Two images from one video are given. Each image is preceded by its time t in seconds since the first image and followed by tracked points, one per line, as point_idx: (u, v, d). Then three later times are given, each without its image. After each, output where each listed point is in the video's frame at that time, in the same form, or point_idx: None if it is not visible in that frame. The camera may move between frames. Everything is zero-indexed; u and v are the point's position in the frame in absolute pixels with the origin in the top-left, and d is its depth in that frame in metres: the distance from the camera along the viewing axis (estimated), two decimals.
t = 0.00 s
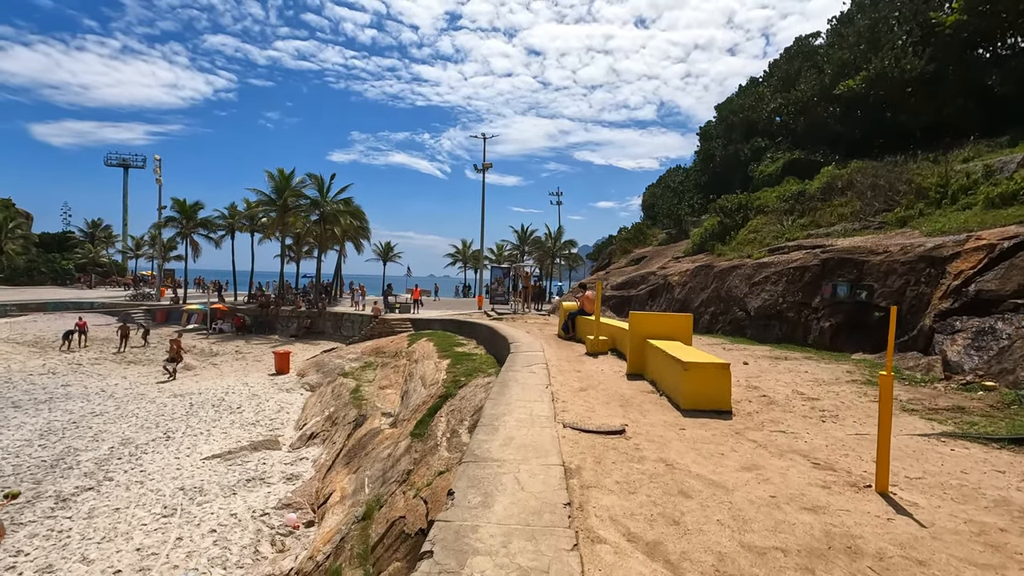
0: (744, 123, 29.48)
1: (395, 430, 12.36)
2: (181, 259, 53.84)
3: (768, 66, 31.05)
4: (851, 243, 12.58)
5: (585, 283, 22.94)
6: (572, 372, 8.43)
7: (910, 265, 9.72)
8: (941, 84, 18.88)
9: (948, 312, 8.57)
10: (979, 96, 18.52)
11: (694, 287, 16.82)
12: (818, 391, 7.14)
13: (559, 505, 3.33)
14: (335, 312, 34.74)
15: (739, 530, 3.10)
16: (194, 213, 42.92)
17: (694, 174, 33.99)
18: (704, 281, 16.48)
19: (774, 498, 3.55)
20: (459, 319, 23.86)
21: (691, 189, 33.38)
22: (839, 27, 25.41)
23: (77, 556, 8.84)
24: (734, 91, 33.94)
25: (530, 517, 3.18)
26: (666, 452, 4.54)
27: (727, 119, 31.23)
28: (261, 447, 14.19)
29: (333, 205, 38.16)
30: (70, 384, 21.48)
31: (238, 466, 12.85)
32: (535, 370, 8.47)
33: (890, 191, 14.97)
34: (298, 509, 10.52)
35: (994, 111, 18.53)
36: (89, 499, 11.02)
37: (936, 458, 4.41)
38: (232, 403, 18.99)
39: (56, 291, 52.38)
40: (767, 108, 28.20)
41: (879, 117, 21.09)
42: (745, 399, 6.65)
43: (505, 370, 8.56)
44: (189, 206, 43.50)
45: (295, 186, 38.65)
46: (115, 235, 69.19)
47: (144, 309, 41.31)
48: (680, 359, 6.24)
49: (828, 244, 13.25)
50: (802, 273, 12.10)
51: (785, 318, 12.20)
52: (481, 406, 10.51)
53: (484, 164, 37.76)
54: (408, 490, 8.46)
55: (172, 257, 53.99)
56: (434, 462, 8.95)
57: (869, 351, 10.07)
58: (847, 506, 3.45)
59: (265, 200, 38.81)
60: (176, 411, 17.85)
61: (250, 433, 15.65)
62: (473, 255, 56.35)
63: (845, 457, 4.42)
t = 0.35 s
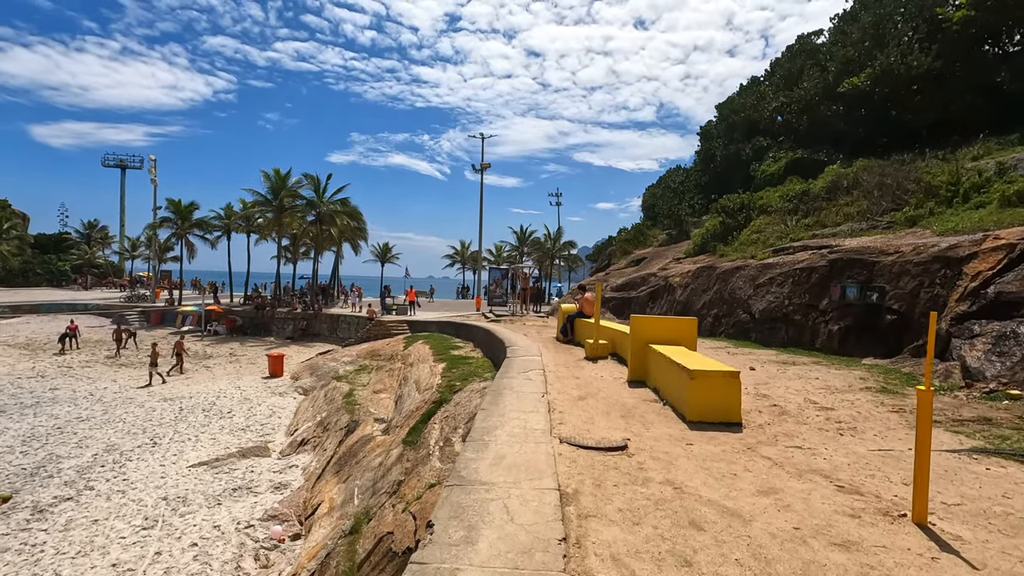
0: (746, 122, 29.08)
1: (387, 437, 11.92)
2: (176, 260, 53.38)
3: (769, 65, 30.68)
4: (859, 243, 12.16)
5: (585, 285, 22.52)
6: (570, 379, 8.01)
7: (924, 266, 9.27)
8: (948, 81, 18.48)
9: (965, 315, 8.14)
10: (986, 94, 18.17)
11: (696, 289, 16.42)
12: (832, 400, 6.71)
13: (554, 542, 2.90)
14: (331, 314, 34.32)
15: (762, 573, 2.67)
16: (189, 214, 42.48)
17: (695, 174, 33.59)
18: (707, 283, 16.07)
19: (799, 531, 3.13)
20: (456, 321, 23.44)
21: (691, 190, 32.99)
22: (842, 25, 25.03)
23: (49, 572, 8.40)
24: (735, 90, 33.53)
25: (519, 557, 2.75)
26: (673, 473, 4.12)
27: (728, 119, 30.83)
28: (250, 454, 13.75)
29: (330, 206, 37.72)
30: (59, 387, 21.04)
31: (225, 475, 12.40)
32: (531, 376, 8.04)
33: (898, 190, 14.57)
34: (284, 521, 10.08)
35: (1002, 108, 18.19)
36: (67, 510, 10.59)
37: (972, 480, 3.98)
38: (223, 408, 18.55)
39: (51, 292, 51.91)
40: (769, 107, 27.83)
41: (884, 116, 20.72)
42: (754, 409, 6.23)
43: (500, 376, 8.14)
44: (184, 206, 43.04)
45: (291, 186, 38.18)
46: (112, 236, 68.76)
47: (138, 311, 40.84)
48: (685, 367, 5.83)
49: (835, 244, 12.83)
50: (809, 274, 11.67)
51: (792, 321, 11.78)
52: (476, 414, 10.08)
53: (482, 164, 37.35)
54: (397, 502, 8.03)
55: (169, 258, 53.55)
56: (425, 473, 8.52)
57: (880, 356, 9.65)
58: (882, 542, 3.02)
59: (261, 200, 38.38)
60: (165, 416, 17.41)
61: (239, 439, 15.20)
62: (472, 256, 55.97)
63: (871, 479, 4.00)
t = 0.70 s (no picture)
0: (751, 121, 28.63)
1: (384, 444, 11.49)
2: (176, 261, 53.11)
3: (775, 62, 30.26)
4: (874, 242, 11.72)
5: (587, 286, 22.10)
6: (574, 385, 7.59)
7: (946, 265, 8.81)
8: (962, 76, 18.00)
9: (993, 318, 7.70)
10: (1000, 90, 17.73)
11: (703, 290, 15.98)
12: (855, 408, 6.27)
13: None
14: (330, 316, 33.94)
15: None
16: (188, 215, 42.15)
17: (699, 174, 33.17)
18: (714, 284, 15.65)
19: (846, 570, 2.70)
20: (457, 323, 23.00)
21: (696, 190, 32.57)
22: (850, 22, 24.60)
23: None
24: (740, 88, 33.08)
25: None
26: (693, 493, 3.69)
27: (733, 118, 30.40)
28: (243, 461, 13.34)
29: (329, 206, 37.33)
30: (52, 391, 20.67)
31: (216, 483, 11.98)
32: (534, 381, 7.61)
33: (911, 188, 14.12)
34: (276, 532, 9.66)
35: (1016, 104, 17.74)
36: (50, 520, 10.18)
37: None
38: (218, 412, 18.14)
39: (50, 294, 51.61)
40: (775, 105, 27.45)
41: (894, 113, 20.27)
42: (773, 418, 5.79)
43: (500, 381, 7.72)
44: (184, 207, 42.72)
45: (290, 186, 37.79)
46: (112, 238, 68.47)
47: (137, 313, 40.46)
48: (699, 374, 5.40)
49: (848, 244, 12.37)
50: (823, 275, 11.21)
51: (804, 323, 11.34)
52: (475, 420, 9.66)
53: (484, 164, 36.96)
54: (392, 515, 7.59)
55: (169, 260, 53.21)
56: (422, 484, 8.08)
57: (900, 361, 9.20)
58: None
59: (261, 201, 38.03)
60: (158, 420, 17.02)
61: (232, 444, 14.79)
62: (474, 258, 55.60)
63: (916, 503, 3.56)
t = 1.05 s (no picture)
0: (759, 119, 28.10)
1: (383, 452, 11.08)
2: (179, 263, 52.91)
3: (783, 60, 29.76)
4: (892, 242, 11.24)
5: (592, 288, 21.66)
6: (580, 394, 7.16)
7: (974, 267, 8.32)
8: (978, 73, 17.52)
9: None
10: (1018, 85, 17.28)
11: (712, 291, 15.51)
12: (885, 421, 5.81)
13: None
14: (332, 317, 33.57)
15: None
16: (190, 216, 41.92)
17: (705, 173, 32.68)
18: (723, 286, 15.19)
19: None
20: (459, 325, 22.59)
21: (702, 189, 32.09)
22: (861, 18, 24.10)
23: None
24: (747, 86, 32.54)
25: None
26: (719, 528, 3.26)
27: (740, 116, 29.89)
28: (238, 468, 12.96)
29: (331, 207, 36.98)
30: (49, 394, 20.36)
31: (209, 492, 11.59)
32: (538, 391, 7.18)
33: (929, 186, 13.63)
34: (268, 546, 9.27)
35: None
36: (35, 533, 9.81)
37: None
38: (215, 416, 17.77)
39: (53, 295, 51.45)
40: (783, 103, 26.99)
41: (907, 110, 19.76)
42: (798, 434, 5.34)
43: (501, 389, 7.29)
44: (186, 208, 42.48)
45: (292, 187, 37.49)
46: (116, 239, 68.30)
47: (138, 314, 40.22)
48: (718, 385, 4.96)
49: (866, 244, 11.88)
50: (840, 277, 10.72)
51: (820, 327, 10.86)
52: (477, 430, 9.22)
53: (487, 165, 36.56)
54: (388, 532, 7.18)
55: (171, 261, 53.01)
56: (420, 498, 7.66)
57: (924, 368, 8.74)
58: None
59: (263, 202, 37.75)
60: (154, 425, 16.66)
61: (229, 451, 14.41)
62: (478, 259, 55.23)
63: (976, 541, 3.11)
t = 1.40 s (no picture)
0: (763, 118, 27.62)
1: (377, 459, 10.63)
2: (178, 264, 52.53)
3: (788, 57, 29.35)
4: (909, 240, 10.79)
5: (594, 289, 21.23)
6: (584, 400, 6.72)
7: (1001, 266, 7.88)
8: (992, 66, 17.11)
9: None
10: None
11: (718, 291, 15.06)
12: (916, 431, 5.35)
13: None
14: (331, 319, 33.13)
15: None
16: (189, 216, 41.55)
17: (709, 172, 32.25)
18: (730, 286, 14.73)
19: None
20: (459, 327, 22.14)
21: (706, 189, 31.68)
22: (867, 13, 23.68)
23: None
24: (752, 85, 32.08)
25: None
26: (748, 562, 2.81)
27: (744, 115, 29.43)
28: (229, 475, 12.53)
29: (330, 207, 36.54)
30: (39, 397, 19.93)
31: (197, 501, 11.15)
32: (539, 396, 6.73)
33: (943, 183, 13.18)
34: (255, 559, 8.84)
35: None
36: (12, 544, 9.37)
37: None
38: (209, 420, 17.32)
39: (52, 297, 51.10)
40: (788, 101, 26.57)
41: (917, 105, 19.37)
42: (823, 445, 4.88)
43: (500, 395, 6.84)
44: (184, 209, 42.11)
45: (291, 187, 37.10)
46: (115, 241, 67.92)
47: (136, 316, 39.83)
48: (737, 392, 4.50)
49: (880, 242, 11.42)
50: (854, 276, 10.26)
51: (833, 328, 10.42)
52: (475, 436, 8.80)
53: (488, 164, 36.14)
54: (378, 547, 6.73)
55: (170, 262, 52.65)
56: (414, 510, 7.21)
57: (947, 372, 8.30)
58: None
59: (262, 202, 37.38)
60: (146, 429, 16.24)
61: (220, 456, 13.97)
62: (478, 260, 54.83)
63: None
